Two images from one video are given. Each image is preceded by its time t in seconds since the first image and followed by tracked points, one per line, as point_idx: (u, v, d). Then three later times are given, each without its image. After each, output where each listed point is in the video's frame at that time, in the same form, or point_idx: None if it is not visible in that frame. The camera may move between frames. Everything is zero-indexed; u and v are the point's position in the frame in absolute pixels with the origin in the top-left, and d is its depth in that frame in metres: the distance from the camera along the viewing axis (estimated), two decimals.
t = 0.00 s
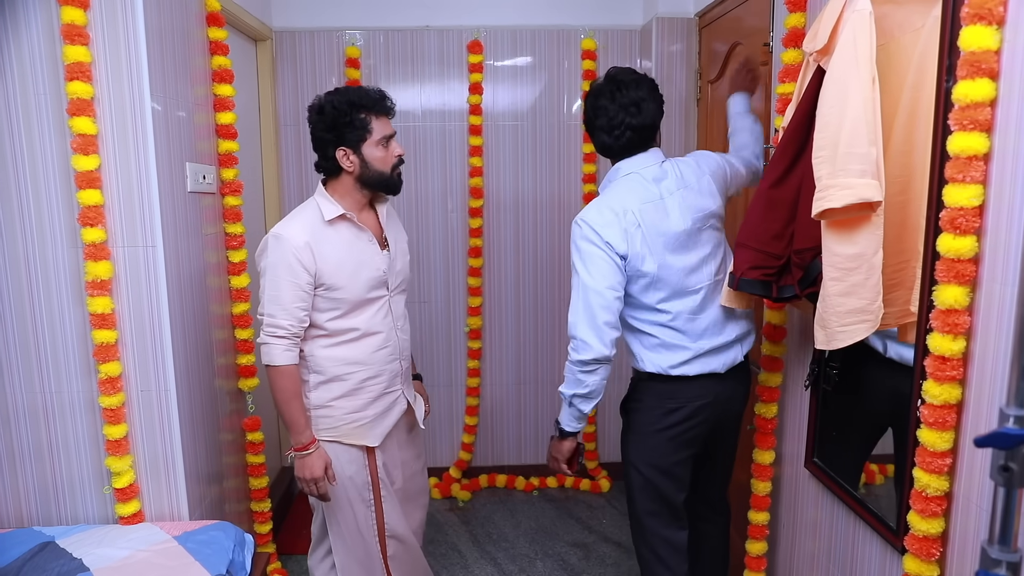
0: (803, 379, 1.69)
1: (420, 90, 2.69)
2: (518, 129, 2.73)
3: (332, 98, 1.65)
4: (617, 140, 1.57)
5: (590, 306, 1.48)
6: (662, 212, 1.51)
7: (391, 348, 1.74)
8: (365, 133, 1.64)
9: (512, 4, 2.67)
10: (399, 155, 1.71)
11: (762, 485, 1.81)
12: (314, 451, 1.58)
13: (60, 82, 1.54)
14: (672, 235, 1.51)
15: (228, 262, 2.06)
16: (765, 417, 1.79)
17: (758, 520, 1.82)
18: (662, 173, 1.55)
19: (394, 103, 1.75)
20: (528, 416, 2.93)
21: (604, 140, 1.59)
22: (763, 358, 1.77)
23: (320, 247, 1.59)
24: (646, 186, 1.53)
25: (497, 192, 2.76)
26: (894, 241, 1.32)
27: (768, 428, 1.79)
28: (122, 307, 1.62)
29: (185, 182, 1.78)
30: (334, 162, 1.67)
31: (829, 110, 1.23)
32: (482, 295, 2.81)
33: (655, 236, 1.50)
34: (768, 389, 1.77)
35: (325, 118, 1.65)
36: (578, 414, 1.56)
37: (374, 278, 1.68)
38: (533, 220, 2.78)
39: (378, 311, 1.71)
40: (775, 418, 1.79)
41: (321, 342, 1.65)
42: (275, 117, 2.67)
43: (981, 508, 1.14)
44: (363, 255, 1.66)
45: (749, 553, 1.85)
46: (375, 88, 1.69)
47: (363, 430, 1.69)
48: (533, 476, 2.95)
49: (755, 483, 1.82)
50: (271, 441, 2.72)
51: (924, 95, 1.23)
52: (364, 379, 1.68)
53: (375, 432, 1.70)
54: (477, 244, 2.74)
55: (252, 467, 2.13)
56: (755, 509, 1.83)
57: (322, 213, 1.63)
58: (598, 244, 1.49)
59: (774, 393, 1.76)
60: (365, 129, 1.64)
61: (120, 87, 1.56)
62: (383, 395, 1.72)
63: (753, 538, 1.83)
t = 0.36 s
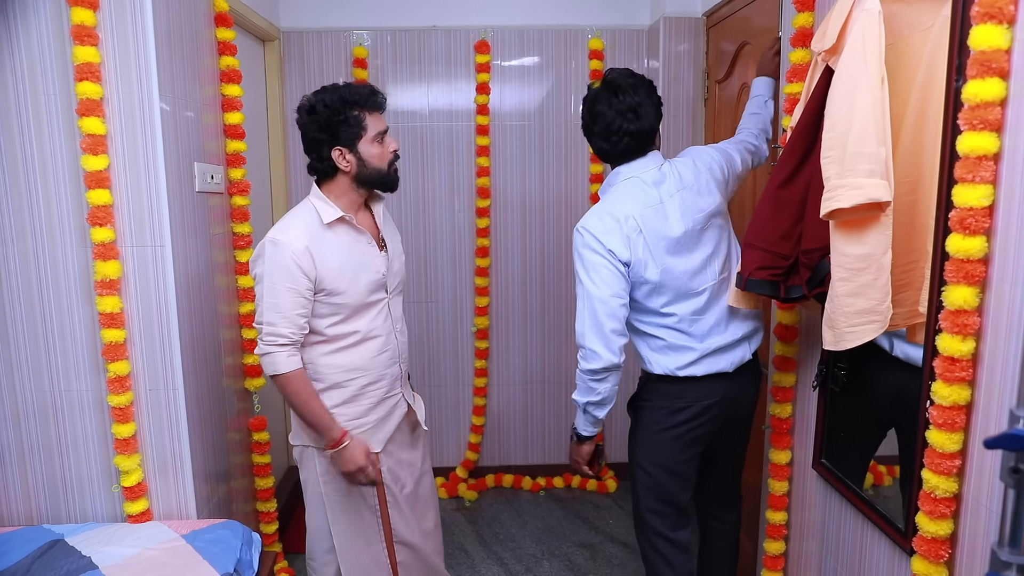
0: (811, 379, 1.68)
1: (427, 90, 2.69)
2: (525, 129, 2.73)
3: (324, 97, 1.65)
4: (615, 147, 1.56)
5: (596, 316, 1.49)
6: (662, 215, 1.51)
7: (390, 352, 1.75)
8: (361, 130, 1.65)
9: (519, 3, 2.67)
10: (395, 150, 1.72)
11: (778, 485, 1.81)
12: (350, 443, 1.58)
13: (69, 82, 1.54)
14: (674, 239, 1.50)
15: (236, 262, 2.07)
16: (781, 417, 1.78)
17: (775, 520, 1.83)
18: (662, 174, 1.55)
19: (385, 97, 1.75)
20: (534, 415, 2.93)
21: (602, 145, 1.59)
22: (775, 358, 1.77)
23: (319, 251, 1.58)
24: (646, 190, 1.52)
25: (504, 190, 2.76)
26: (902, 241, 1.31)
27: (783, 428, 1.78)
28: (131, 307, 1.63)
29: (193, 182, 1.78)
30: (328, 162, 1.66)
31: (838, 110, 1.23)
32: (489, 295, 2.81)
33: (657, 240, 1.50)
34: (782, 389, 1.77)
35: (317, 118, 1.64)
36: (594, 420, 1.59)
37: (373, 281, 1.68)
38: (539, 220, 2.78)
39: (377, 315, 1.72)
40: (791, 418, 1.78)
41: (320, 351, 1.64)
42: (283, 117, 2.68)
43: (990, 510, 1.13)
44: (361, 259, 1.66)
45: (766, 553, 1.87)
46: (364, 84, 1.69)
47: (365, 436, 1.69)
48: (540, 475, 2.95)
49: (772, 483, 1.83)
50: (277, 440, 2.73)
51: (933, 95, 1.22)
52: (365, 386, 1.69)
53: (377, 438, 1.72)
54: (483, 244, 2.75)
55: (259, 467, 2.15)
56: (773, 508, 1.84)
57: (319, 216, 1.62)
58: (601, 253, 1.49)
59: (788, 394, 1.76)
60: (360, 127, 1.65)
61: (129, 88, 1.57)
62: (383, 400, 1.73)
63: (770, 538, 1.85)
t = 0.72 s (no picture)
0: (815, 381, 1.68)
1: (430, 91, 2.69)
2: (529, 129, 2.73)
3: (330, 95, 1.65)
4: (616, 155, 1.56)
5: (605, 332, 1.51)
6: (667, 223, 1.51)
7: (399, 351, 1.75)
8: (365, 127, 1.65)
9: (523, 4, 2.67)
10: (400, 148, 1.71)
11: (783, 487, 1.81)
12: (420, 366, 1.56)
13: (74, 82, 1.55)
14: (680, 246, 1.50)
15: (239, 263, 2.07)
16: (784, 419, 1.78)
17: (780, 522, 1.82)
18: (665, 180, 1.54)
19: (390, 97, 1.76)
20: (537, 415, 2.92)
21: (603, 153, 1.58)
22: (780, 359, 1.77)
23: (333, 244, 1.59)
24: (650, 198, 1.52)
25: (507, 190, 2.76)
26: (906, 242, 1.31)
27: (786, 430, 1.78)
28: (135, 307, 1.63)
29: (198, 183, 1.79)
30: (335, 160, 1.67)
31: (841, 111, 1.23)
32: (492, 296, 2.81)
33: (663, 249, 1.50)
34: (787, 390, 1.77)
35: (324, 116, 1.65)
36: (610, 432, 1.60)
37: (383, 278, 1.68)
38: (542, 220, 2.78)
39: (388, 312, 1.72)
40: (794, 420, 1.78)
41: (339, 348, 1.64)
42: (287, 118, 2.68)
43: (994, 513, 1.12)
44: (373, 255, 1.67)
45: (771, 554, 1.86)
46: (369, 84, 1.70)
47: (375, 436, 1.69)
48: (543, 476, 2.95)
49: (776, 484, 1.83)
50: (280, 440, 2.73)
51: (937, 95, 1.22)
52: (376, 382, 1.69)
53: (388, 437, 1.70)
54: (488, 245, 2.75)
55: (262, 468, 2.15)
56: (778, 510, 1.83)
57: (329, 211, 1.63)
58: (608, 267, 1.49)
59: (792, 395, 1.76)
60: (365, 123, 1.65)
61: (133, 89, 1.57)
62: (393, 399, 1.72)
63: (775, 540, 1.84)
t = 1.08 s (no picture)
0: (814, 382, 1.68)
1: (431, 92, 2.69)
2: (529, 130, 2.73)
3: (345, 96, 1.66)
4: (663, 123, 1.52)
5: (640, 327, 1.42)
6: (697, 218, 1.50)
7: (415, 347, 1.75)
8: (378, 126, 1.65)
9: (523, 5, 2.67)
10: (414, 148, 1.71)
11: (776, 486, 1.81)
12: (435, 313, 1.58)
13: (74, 83, 1.55)
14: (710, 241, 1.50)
15: (239, 264, 2.07)
16: (779, 419, 1.78)
17: (773, 522, 1.81)
18: (688, 174, 1.54)
19: (404, 98, 1.76)
20: (537, 416, 2.92)
21: (650, 128, 1.51)
22: (775, 360, 1.77)
23: (352, 236, 1.60)
24: (679, 191, 1.50)
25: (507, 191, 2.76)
26: (906, 243, 1.31)
27: (781, 430, 1.79)
28: (135, 308, 1.63)
29: (198, 184, 1.79)
30: (349, 158, 1.68)
31: (841, 112, 1.23)
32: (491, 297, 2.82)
33: (695, 244, 1.48)
34: (781, 390, 1.76)
35: (338, 116, 1.66)
36: (619, 434, 1.53)
37: (401, 273, 1.69)
38: (542, 220, 2.78)
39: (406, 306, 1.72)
40: (789, 419, 1.78)
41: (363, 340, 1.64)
42: (287, 119, 2.69)
43: (995, 514, 1.12)
44: (391, 247, 1.67)
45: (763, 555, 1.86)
46: (384, 85, 1.70)
47: (389, 429, 1.69)
48: (542, 476, 2.95)
49: (769, 484, 1.83)
50: (280, 441, 2.73)
51: (937, 96, 1.22)
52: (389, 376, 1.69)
53: (402, 432, 1.70)
54: (489, 245, 2.75)
55: (262, 469, 2.16)
56: (770, 509, 1.83)
57: (347, 207, 1.64)
58: (649, 258, 1.42)
59: (787, 395, 1.75)
60: (377, 122, 1.64)
61: (133, 90, 1.57)
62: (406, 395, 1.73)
63: (768, 541, 1.84)
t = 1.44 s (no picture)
0: (814, 381, 1.68)
1: (431, 91, 2.69)
2: (529, 129, 2.73)
3: (351, 97, 1.67)
4: (674, 113, 1.51)
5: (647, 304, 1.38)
6: (695, 206, 1.50)
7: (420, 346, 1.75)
8: (383, 125, 1.64)
9: (523, 5, 2.67)
10: (421, 147, 1.70)
11: (775, 486, 1.82)
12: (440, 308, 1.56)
13: (74, 82, 1.55)
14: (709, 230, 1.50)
15: (239, 263, 2.07)
16: (778, 418, 1.79)
17: (773, 521, 1.83)
18: (690, 166, 1.55)
19: (411, 99, 1.76)
20: (537, 415, 2.92)
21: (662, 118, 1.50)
22: (775, 359, 1.77)
23: (361, 234, 1.60)
24: (679, 179, 1.50)
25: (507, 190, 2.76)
26: (906, 242, 1.31)
27: (780, 429, 1.79)
28: (135, 308, 1.63)
29: (198, 184, 1.78)
30: (356, 159, 1.68)
31: (841, 112, 1.23)
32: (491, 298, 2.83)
33: (695, 232, 1.48)
34: (781, 389, 1.77)
35: (344, 117, 1.67)
36: (637, 427, 1.43)
37: (409, 271, 1.68)
38: (542, 220, 2.78)
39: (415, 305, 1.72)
40: (788, 419, 1.79)
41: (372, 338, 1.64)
42: (287, 119, 2.69)
43: (995, 513, 1.12)
44: (400, 246, 1.67)
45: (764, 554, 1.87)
46: (390, 86, 1.71)
47: (394, 429, 1.69)
48: (542, 476, 2.95)
49: (769, 483, 1.84)
50: (281, 441, 2.73)
51: (937, 96, 1.22)
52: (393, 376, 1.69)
53: (406, 432, 1.70)
54: (489, 245, 2.75)
55: (262, 468, 2.16)
56: (770, 509, 1.84)
57: (357, 206, 1.64)
58: (651, 237, 1.41)
59: (786, 395, 1.76)
60: (383, 122, 1.64)
61: (133, 90, 1.57)
62: (410, 394, 1.73)
63: (769, 539, 1.85)
